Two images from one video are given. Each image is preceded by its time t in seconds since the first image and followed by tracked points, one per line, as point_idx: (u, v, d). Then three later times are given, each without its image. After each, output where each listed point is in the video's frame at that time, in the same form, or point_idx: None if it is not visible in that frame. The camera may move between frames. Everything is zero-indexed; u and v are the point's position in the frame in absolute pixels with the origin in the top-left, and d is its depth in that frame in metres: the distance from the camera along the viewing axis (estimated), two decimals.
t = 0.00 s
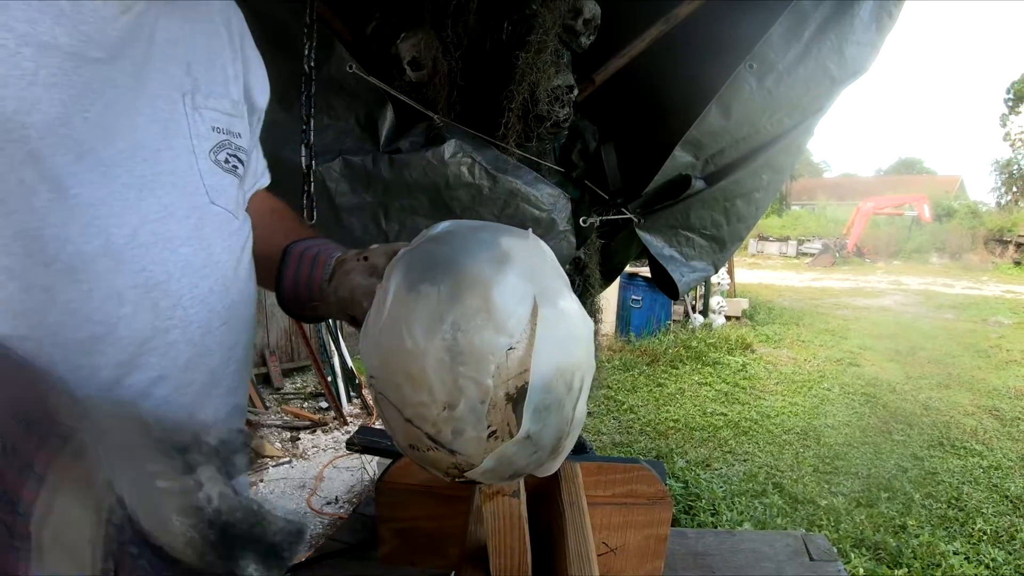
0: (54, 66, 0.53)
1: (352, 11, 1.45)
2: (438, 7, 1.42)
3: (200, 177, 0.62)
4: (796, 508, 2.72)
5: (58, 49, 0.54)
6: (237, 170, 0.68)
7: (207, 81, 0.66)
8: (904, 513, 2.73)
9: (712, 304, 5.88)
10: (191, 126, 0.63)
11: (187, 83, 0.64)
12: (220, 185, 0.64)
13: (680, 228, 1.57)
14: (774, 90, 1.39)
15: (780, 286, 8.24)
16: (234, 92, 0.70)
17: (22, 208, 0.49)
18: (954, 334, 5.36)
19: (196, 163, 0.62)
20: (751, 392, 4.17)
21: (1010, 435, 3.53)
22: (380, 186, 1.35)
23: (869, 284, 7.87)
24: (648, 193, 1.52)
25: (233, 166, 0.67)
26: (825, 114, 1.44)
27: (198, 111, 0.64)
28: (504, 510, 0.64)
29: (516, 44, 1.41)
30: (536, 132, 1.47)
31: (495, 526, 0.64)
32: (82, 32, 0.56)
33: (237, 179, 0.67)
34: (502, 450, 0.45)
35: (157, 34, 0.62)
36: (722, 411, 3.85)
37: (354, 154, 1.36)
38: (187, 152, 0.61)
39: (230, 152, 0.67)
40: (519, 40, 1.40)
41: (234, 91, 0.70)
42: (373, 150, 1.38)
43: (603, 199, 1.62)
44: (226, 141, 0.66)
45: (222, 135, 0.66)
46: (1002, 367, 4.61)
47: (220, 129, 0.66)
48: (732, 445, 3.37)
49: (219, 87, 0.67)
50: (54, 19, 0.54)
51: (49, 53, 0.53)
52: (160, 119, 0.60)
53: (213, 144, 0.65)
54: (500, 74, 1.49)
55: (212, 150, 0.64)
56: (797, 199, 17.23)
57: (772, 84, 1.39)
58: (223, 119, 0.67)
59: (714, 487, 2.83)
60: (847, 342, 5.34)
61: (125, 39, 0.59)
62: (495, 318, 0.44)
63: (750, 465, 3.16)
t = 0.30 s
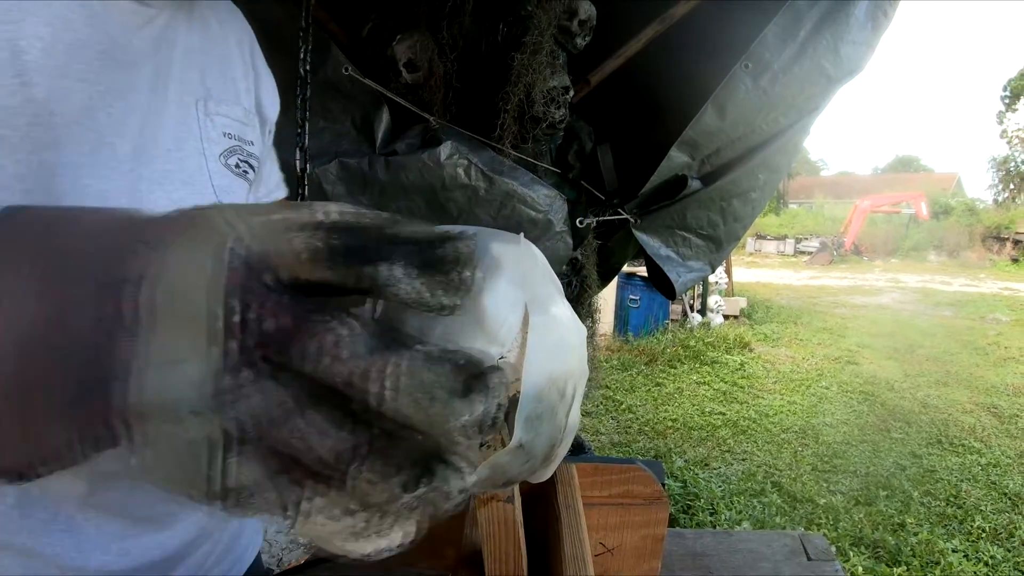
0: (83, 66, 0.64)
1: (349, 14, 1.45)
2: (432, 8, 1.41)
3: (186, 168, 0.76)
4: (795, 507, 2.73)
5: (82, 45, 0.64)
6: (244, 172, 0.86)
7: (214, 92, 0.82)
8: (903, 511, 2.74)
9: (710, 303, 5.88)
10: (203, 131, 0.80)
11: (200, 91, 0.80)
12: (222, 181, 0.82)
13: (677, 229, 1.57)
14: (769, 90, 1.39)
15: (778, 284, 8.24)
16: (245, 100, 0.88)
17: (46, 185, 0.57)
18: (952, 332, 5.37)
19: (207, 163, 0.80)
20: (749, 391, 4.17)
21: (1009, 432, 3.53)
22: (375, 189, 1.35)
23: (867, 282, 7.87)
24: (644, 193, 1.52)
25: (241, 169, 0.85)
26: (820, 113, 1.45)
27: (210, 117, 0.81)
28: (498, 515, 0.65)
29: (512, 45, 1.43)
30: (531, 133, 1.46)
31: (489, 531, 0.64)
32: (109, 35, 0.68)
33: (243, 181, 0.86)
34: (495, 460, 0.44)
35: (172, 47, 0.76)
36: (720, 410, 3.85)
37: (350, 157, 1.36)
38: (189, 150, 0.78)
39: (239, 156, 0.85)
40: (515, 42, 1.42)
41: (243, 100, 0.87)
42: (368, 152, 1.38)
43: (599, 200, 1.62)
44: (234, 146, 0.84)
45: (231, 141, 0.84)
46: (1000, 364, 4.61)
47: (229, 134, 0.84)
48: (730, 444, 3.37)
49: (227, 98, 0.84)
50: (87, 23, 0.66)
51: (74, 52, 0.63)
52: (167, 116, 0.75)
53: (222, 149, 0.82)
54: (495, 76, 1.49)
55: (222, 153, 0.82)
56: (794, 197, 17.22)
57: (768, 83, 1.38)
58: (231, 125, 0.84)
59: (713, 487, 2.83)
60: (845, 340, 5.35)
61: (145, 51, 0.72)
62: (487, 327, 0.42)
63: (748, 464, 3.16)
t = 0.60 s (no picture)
0: (97, 69, 0.65)
1: (345, 16, 1.45)
2: (429, 10, 1.41)
3: (194, 175, 0.73)
4: (795, 507, 2.73)
5: (107, 50, 0.66)
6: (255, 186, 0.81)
7: (231, 104, 0.80)
8: (903, 510, 2.74)
9: (710, 303, 5.89)
10: (212, 142, 0.77)
11: (214, 104, 0.78)
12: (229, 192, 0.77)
13: (675, 229, 1.57)
14: (767, 89, 1.40)
15: (778, 284, 8.25)
16: (258, 114, 0.85)
17: (67, 177, 0.59)
18: (952, 330, 5.37)
19: (215, 174, 0.76)
20: (749, 390, 4.17)
21: (1009, 431, 3.53)
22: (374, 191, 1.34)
23: (866, 281, 7.88)
24: (643, 193, 1.51)
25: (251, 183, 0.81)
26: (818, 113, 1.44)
27: (220, 130, 0.78)
28: (497, 519, 0.65)
29: (509, 47, 1.42)
30: (529, 135, 1.46)
31: (488, 534, 0.64)
32: (128, 42, 0.68)
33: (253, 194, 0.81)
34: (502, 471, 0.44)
35: (189, 61, 0.75)
36: (720, 410, 3.85)
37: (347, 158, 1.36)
38: (201, 159, 0.75)
39: (249, 168, 0.81)
40: (512, 43, 1.41)
41: (256, 113, 0.84)
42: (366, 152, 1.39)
43: (597, 201, 1.62)
44: (245, 159, 0.80)
45: (241, 153, 0.80)
46: (999, 362, 4.61)
47: (241, 148, 0.80)
48: (730, 444, 3.38)
49: (240, 112, 0.82)
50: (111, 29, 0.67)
51: (99, 53, 0.65)
52: (183, 127, 0.74)
53: (232, 160, 0.78)
54: (493, 77, 1.49)
55: (231, 166, 0.78)
56: (793, 196, 17.23)
57: (765, 83, 1.39)
58: (243, 139, 0.81)
59: (713, 487, 2.83)
60: (844, 339, 5.35)
61: (165, 63, 0.72)
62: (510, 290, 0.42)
63: (748, 463, 3.16)
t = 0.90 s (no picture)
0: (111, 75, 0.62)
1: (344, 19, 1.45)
2: (426, 13, 1.40)
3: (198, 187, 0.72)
4: (794, 508, 2.73)
5: (119, 62, 0.63)
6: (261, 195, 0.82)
7: (235, 115, 0.80)
8: (903, 511, 2.74)
9: (709, 304, 5.89)
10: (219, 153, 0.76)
11: (219, 114, 0.77)
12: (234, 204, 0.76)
13: (673, 232, 1.57)
14: (764, 91, 1.39)
15: (777, 284, 8.25)
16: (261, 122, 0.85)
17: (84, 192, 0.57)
18: (951, 330, 5.36)
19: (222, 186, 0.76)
20: (749, 391, 4.17)
21: (1009, 431, 3.53)
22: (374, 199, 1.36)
23: (865, 280, 7.87)
24: (641, 197, 1.50)
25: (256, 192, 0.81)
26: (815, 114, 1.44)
27: (225, 140, 0.78)
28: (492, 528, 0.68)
29: (506, 50, 1.41)
30: (526, 138, 1.45)
31: (483, 541, 0.68)
32: (140, 51, 0.66)
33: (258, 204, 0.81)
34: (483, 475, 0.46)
35: (196, 71, 0.74)
36: (720, 411, 3.85)
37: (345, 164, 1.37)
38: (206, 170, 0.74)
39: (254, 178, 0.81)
40: (509, 46, 1.40)
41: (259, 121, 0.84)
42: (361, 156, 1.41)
43: (595, 204, 1.63)
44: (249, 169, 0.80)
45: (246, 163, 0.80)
46: (998, 361, 4.61)
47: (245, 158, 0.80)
48: (730, 445, 3.38)
49: (244, 120, 0.81)
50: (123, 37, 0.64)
51: (110, 63, 0.62)
52: (190, 138, 0.72)
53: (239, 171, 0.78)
54: (490, 81, 1.48)
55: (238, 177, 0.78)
56: (792, 195, 17.23)
57: (762, 85, 1.39)
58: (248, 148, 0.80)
59: (713, 488, 2.83)
60: (844, 339, 5.35)
61: (174, 75, 0.71)
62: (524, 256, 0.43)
63: (748, 465, 3.16)
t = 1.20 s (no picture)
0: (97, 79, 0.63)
1: (341, 19, 1.45)
2: (422, 12, 1.41)
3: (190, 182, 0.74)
4: (794, 505, 2.73)
5: (102, 63, 0.65)
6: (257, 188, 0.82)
7: (228, 107, 0.82)
8: (903, 507, 2.74)
9: (710, 301, 5.89)
10: (210, 147, 0.77)
11: (209, 108, 0.79)
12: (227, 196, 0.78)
13: (671, 229, 1.57)
14: (761, 88, 1.39)
15: (778, 280, 8.24)
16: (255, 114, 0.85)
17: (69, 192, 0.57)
18: (952, 326, 5.35)
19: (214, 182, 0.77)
20: (750, 388, 4.17)
21: (1010, 427, 3.52)
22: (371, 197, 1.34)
23: (867, 277, 7.86)
24: (637, 195, 1.50)
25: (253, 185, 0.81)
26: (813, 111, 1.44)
27: (216, 133, 0.79)
28: (482, 528, 0.68)
29: (502, 48, 1.42)
30: (522, 136, 1.45)
31: (473, 539, 0.68)
32: (126, 52, 0.68)
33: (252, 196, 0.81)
34: (470, 472, 0.47)
35: (188, 66, 0.77)
36: (719, 408, 3.84)
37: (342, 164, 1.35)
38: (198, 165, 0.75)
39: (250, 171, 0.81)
40: (506, 44, 1.40)
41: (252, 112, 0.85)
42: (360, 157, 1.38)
43: (592, 202, 1.62)
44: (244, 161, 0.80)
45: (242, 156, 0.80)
46: (999, 357, 4.60)
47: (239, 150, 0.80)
48: (730, 441, 3.38)
49: (238, 112, 0.83)
50: (109, 40, 0.66)
51: (92, 68, 0.63)
52: (180, 134, 0.73)
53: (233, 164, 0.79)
54: (486, 79, 1.48)
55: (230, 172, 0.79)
56: (794, 192, 17.20)
57: (759, 82, 1.39)
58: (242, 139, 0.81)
59: (713, 485, 2.83)
60: (844, 336, 5.35)
61: (161, 74, 0.72)
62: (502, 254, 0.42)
63: (748, 462, 3.16)
